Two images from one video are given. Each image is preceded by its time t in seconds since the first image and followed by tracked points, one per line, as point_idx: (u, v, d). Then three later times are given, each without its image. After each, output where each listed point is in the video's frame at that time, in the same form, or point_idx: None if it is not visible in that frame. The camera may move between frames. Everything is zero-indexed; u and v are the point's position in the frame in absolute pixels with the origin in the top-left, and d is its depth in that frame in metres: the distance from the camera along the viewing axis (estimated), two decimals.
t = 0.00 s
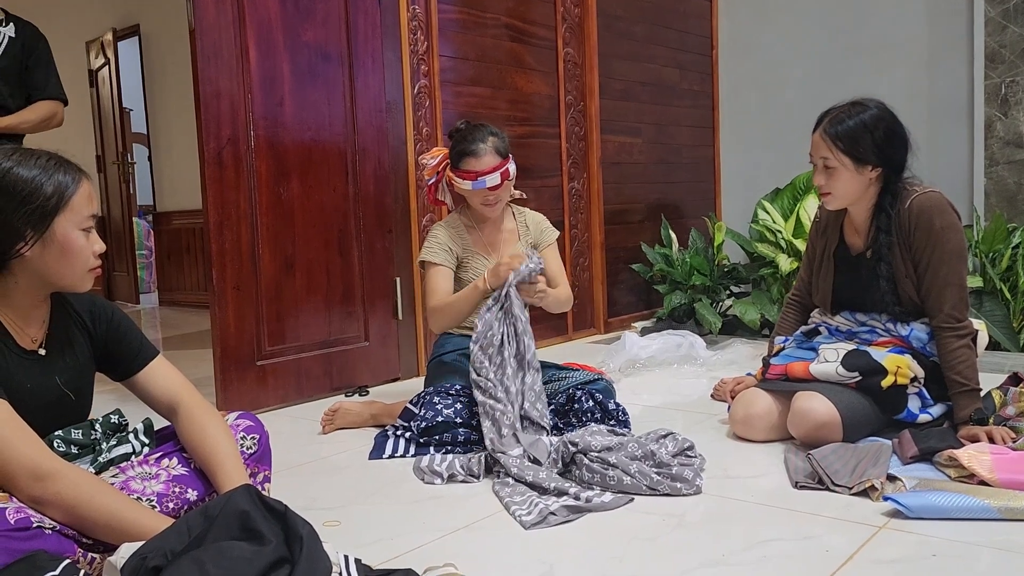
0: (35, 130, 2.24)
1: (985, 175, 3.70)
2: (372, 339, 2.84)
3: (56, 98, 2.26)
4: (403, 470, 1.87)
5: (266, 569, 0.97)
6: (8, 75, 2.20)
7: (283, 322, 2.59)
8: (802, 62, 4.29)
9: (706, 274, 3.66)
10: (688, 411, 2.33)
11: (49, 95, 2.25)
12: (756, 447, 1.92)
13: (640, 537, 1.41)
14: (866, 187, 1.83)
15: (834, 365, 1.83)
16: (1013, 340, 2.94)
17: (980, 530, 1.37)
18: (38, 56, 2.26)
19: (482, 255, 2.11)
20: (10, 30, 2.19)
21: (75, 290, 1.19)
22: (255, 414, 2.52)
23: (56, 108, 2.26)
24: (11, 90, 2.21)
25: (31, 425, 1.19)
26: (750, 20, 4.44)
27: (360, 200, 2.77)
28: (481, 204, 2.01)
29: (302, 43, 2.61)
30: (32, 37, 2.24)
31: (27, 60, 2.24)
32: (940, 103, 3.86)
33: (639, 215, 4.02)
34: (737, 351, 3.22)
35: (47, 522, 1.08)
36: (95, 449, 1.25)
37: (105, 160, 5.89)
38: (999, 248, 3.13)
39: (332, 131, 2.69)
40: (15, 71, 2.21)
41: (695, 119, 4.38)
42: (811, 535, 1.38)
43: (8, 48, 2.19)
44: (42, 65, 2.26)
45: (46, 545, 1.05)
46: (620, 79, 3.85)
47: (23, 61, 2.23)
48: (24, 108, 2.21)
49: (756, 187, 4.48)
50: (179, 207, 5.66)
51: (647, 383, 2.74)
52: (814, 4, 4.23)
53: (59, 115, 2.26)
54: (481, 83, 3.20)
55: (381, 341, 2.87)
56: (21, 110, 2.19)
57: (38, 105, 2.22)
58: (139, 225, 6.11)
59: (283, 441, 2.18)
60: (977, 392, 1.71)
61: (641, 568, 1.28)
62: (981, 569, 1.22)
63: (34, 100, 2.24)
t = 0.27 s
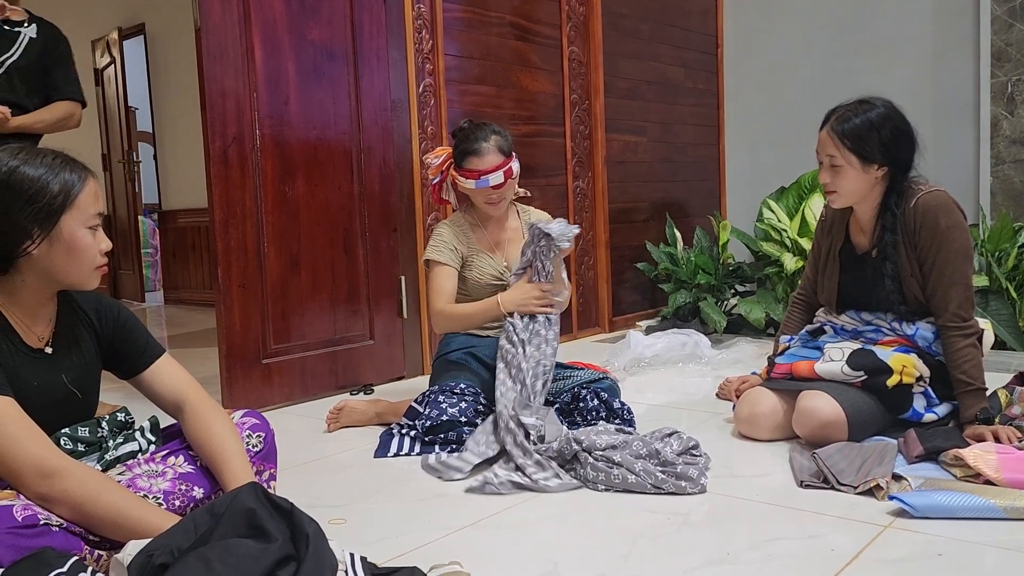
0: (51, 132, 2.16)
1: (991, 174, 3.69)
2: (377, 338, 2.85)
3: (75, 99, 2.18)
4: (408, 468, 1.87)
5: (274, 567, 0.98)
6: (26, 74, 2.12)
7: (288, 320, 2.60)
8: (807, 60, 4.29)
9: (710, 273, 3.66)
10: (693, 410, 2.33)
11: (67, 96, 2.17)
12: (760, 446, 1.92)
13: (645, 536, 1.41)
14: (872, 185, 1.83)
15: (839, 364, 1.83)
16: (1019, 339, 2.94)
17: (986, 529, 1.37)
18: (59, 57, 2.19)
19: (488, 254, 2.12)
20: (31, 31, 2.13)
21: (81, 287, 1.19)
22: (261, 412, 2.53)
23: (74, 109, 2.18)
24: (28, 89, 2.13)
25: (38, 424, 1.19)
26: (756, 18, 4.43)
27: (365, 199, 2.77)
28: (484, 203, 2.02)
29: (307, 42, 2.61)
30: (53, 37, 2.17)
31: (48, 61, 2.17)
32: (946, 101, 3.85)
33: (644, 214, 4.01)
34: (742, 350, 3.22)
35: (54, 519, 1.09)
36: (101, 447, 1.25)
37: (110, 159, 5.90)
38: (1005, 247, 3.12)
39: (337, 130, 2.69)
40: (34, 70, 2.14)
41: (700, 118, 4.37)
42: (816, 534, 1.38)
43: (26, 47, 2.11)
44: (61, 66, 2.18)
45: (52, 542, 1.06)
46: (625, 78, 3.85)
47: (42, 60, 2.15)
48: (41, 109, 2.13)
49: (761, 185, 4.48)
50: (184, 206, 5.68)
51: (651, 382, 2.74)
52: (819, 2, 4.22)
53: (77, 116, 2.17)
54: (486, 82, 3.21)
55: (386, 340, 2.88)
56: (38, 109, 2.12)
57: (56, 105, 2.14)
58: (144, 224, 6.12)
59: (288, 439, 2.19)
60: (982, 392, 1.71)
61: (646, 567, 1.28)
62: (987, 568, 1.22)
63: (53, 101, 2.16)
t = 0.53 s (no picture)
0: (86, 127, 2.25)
1: (998, 173, 3.68)
2: (382, 337, 2.85)
3: (109, 94, 2.28)
4: (414, 467, 1.88)
5: (281, 565, 0.98)
6: (62, 72, 2.22)
7: (294, 320, 2.60)
8: (813, 60, 4.28)
9: (716, 273, 3.66)
10: (699, 409, 2.33)
11: (102, 92, 2.27)
12: (767, 446, 1.92)
13: (651, 535, 1.41)
14: (880, 184, 1.82)
15: (846, 364, 1.83)
16: None
17: (993, 529, 1.37)
18: (93, 55, 2.28)
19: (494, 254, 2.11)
20: (66, 29, 2.21)
21: (89, 286, 1.20)
22: (267, 410, 2.54)
23: (108, 103, 2.27)
24: (64, 86, 2.22)
25: (45, 421, 1.20)
26: (761, 18, 4.43)
27: (371, 198, 2.77)
28: (490, 203, 2.02)
29: (314, 41, 2.61)
30: (87, 34, 2.26)
31: (82, 59, 2.26)
32: (953, 101, 3.84)
33: (650, 214, 4.01)
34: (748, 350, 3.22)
35: (62, 516, 1.09)
36: (109, 444, 1.25)
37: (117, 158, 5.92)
38: (1013, 247, 3.11)
39: (343, 130, 2.70)
40: (68, 66, 2.23)
41: (705, 118, 4.37)
42: (822, 533, 1.38)
43: (61, 46, 2.21)
44: (95, 64, 2.27)
45: (61, 539, 1.06)
46: (630, 77, 3.85)
47: (76, 57, 2.25)
48: (77, 104, 2.22)
49: (767, 185, 4.47)
50: (190, 206, 5.70)
51: (657, 381, 2.74)
52: (826, 2, 4.21)
53: (112, 111, 2.27)
54: (492, 81, 3.21)
55: (392, 339, 2.88)
56: (74, 104, 2.21)
57: (91, 101, 2.23)
58: (151, 223, 6.14)
59: (294, 438, 2.19)
60: (990, 392, 1.70)
61: (652, 566, 1.28)
62: (993, 567, 1.22)
63: (87, 96, 2.25)
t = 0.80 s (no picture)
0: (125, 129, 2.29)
1: (1006, 176, 3.67)
2: (388, 339, 2.85)
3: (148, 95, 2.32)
4: (420, 469, 1.88)
5: (288, 567, 0.98)
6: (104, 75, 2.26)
7: (300, 322, 2.61)
8: (819, 62, 4.27)
9: (722, 275, 3.66)
10: (705, 412, 2.33)
11: (142, 93, 2.30)
12: (773, 449, 1.91)
13: (658, 537, 1.41)
14: (888, 186, 1.82)
15: (853, 367, 1.82)
16: None
17: (1001, 533, 1.36)
18: (131, 57, 2.30)
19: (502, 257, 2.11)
20: (102, 33, 2.24)
21: (104, 283, 1.20)
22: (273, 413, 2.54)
23: (147, 104, 2.31)
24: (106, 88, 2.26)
25: (55, 422, 1.20)
26: (768, 20, 4.42)
27: (377, 201, 2.78)
28: (498, 206, 2.02)
29: (321, 44, 2.62)
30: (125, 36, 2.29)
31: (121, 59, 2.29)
32: (960, 103, 3.83)
33: (655, 216, 4.01)
34: (755, 353, 3.21)
35: (70, 518, 1.09)
36: (117, 446, 1.26)
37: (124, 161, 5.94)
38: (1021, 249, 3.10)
39: (350, 132, 2.70)
40: (108, 69, 2.26)
41: (711, 120, 4.37)
42: (829, 537, 1.38)
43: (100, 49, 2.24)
44: (134, 66, 2.30)
45: (70, 540, 1.06)
46: (636, 80, 3.85)
47: (115, 59, 2.28)
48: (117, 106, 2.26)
49: (773, 188, 4.46)
50: (197, 208, 5.71)
51: (663, 384, 2.73)
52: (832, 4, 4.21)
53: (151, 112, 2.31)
54: (498, 84, 3.21)
55: (398, 341, 2.88)
56: (113, 107, 2.25)
57: (130, 103, 2.27)
58: (157, 225, 6.16)
59: (301, 440, 2.20)
60: (998, 394, 1.70)
61: (659, 569, 1.28)
62: (1002, 570, 1.22)
63: (126, 98, 2.28)
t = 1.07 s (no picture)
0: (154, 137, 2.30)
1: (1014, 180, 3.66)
2: (395, 345, 2.85)
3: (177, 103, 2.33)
4: (427, 475, 1.88)
5: (295, 572, 0.98)
6: (133, 83, 2.27)
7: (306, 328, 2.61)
8: (825, 68, 4.27)
9: (729, 280, 3.66)
10: (712, 418, 2.32)
11: (171, 102, 2.32)
12: (781, 455, 1.91)
13: (665, 544, 1.41)
14: (895, 191, 1.82)
15: (861, 372, 1.82)
16: None
17: (1012, 539, 1.35)
18: (160, 65, 2.33)
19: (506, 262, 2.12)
20: (133, 41, 2.26)
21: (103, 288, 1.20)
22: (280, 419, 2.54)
23: (177, 112, 2.33)
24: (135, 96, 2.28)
25: (62, 427, 1.21)
26: (774, 26, 4.42)
27: (384, 207, 2.79)
28: (504, 212, 2.02)
29: (327, 50, 2.63)
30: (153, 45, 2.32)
31: (150, 69, 2.31)
32: (967, 108, 3.82)
33: (662, 222, 4.01)
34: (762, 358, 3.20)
35: (77, 523, 1.10)
36: (123, 452, 1.25)
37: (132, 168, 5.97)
38: None
39: (356, 139, 2.71)
40: (137, 78, 2.28)
41: (717, 126, 4.36)
42: (838, 543, 1.37)
43: (129, 59, 2.26)
44: (163, 75, 2.32)
45: (76, 546, 1.07)
46: (643, 85, 3.86)
47: (144, 68, 2.30)
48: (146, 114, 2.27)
49: (779, 193, 4.46)
50: (204, 215, 5.74)
51: (670, 390, 2.73)
52: (838, 9, 4.20)
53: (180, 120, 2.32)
54: (504, 90, 3.22)
55: (404, 347, 2.88)
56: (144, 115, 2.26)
57: (161, 110, 2.28)
58: (165, 231, 6.18)
59: (307, 446, 2.20)
60: (1007, 400, 1.69)
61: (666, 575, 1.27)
62: None
63: (157, 105, 2.30)
